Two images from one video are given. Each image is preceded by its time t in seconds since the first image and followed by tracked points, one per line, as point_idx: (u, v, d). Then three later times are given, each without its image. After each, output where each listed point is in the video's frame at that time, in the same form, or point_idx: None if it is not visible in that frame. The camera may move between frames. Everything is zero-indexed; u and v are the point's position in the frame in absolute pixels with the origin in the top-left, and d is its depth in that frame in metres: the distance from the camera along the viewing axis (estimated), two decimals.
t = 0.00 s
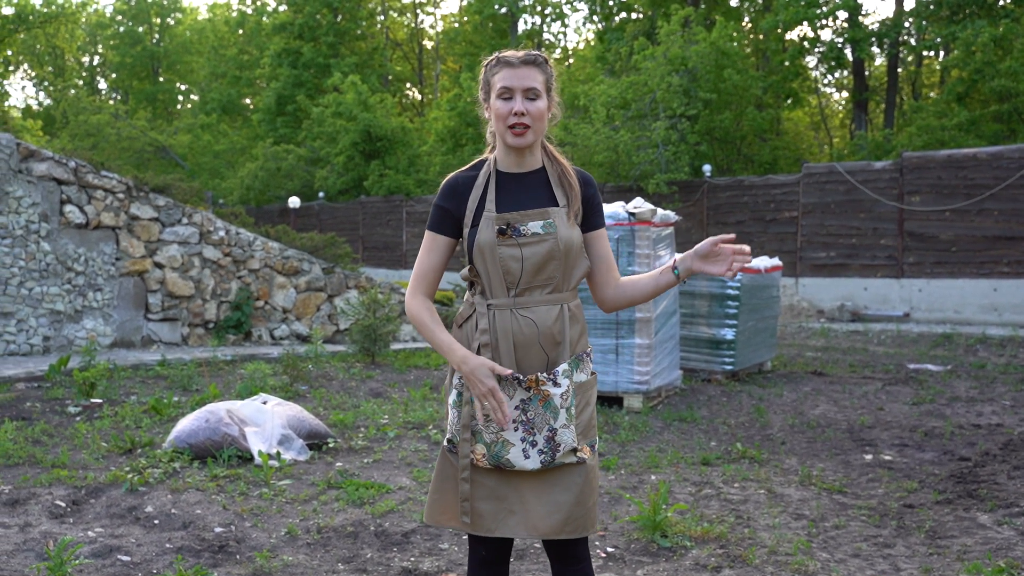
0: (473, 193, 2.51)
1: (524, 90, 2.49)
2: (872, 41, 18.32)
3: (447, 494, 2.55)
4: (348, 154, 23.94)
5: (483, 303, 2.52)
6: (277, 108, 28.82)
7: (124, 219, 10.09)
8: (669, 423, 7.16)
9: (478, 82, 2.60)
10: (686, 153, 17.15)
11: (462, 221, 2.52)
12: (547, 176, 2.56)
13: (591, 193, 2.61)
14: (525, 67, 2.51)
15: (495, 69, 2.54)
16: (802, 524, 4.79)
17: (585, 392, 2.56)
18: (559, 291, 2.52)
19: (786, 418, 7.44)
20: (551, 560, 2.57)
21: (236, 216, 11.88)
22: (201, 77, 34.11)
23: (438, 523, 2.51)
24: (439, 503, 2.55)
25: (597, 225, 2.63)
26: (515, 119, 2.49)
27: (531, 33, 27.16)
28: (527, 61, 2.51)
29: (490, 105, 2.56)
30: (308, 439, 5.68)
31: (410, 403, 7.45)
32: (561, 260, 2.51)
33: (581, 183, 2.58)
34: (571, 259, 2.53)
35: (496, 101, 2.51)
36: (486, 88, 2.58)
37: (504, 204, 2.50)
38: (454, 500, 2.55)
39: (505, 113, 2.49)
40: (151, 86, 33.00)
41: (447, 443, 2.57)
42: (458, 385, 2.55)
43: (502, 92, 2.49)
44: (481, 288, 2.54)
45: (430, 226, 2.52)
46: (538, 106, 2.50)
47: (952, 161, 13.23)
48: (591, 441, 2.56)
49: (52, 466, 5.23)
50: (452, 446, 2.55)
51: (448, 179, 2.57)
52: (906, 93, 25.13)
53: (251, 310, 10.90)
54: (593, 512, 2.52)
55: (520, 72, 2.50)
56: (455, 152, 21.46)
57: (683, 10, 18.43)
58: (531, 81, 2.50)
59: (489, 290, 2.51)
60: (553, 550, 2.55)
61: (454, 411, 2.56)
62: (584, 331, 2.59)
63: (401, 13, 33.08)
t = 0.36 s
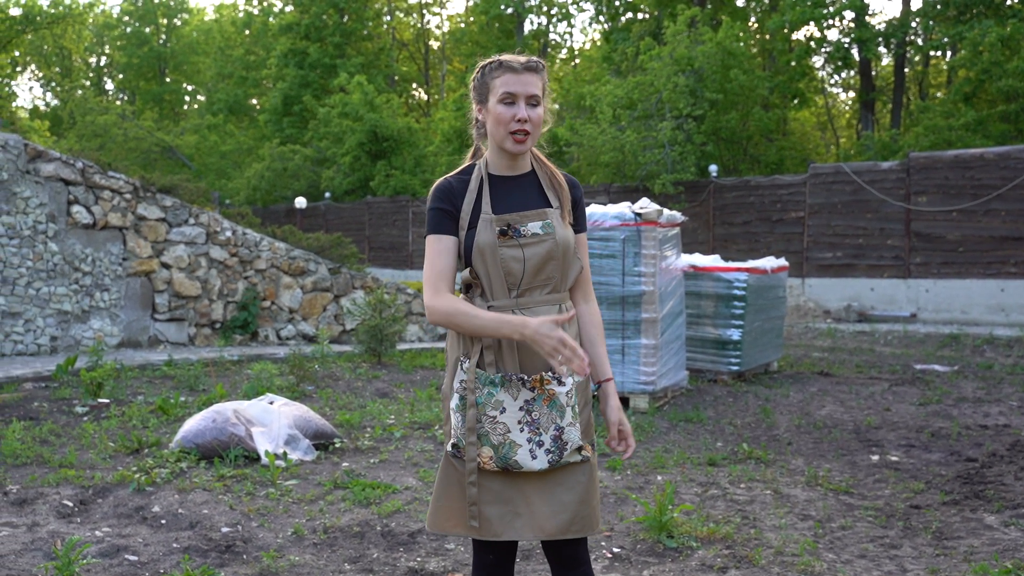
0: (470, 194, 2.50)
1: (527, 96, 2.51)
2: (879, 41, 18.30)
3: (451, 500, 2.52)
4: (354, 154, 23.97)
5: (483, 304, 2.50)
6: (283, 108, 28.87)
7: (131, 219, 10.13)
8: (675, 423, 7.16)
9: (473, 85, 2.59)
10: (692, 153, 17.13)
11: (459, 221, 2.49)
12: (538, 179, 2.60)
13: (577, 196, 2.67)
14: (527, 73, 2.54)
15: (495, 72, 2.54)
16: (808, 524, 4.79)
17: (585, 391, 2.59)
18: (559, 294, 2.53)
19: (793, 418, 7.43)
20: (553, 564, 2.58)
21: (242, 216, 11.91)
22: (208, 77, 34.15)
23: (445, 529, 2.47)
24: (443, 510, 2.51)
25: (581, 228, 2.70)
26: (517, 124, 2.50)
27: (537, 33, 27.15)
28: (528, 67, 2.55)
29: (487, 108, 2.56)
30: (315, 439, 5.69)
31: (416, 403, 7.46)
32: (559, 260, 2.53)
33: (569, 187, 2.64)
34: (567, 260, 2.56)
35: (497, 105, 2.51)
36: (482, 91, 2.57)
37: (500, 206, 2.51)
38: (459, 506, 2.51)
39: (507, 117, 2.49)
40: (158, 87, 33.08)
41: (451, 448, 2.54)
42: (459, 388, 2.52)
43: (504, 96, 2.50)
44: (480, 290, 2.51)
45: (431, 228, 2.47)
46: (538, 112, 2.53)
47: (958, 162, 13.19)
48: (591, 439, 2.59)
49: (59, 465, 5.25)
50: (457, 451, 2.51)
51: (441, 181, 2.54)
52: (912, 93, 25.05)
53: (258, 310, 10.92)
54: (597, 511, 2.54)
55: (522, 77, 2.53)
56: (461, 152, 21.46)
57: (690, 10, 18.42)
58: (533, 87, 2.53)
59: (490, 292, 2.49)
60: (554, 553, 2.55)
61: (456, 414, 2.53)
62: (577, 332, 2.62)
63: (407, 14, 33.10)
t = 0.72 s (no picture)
0: (459, 196, 2.51)
1: (518, 100, 2.51)
2: (884, 41, 18.25)
3: (446, 502, 2.53)
4: (359, 155, 24.01)
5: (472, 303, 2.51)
6: (288, 108, 28.91)
7: (136, 220, 10.15)
8: (679, 423, 7.16)
9: (464, 84, 2.58)
10: (697, 153, 17.12)
11: (448, 221, 2.49)
12: (523, 180, 2.63)
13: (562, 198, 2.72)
14: (518, 76, 2.53)
15: (487, 75, 2.53)
16: (812, 525, 4.79)
17: (574, 389, 2.60)
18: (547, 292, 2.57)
19: (797, 418, 7.43)
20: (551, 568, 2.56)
21: (247, 216, 11.93)
22: (213, 77, 34.20)
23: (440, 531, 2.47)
24: (438, 513, 2.52)
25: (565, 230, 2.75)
26: (508, 128, 2.51)
27: (542, 33, 27.13)
28: (519, 71, 2.54)
29: (476, 108, 2.55)
30: (319, 439, 5.70)
31: (420, 402, 7.48)
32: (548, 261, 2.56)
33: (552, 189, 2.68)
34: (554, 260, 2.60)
35: (487, 107, 2.51)
36: (473, 91, 2.56)
37: (489, 207, 2.52)
38: (453, 507, 2.52)
39: (499, 121, 2.50)
40: (162, 87, 33.13)
41: (443, 450, 2.54)
42: (451, 391, 2.51)
43: (496, 100, 2.50)
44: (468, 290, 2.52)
45: (418, 223, 2.46)
46: (528, 116, 2.54)
47: (963, 162, 13.17)
48: (583, 436, 2.60)
49: (64, 465, 5.27)
50: (450, 452, 2.52)
51: (427, 181, 2.55)
52: (918, 93, 25.00)
53: (263, 310, 10.94)
54: (590, 508, 2.55)
55: (514, 81, 2.52)
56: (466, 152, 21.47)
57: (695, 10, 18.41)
58: (524, 92, 2.53)
59: (479, 293, 2.50)
60: (548, 553, 2.55)
61: (448, 417, 2.52)
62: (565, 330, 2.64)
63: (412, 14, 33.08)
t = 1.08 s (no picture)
0: (459, 198, 2.51)
1: (514, 101, 2.52)
2: (889, 41, 18.24)
3: (447, 501, 2.54)
4: (363, 155, 24.04)
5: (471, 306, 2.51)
6: (293, 108, 28.93)
7: (141, 220, 10.17)
8: (683, 423, 7.16)
9: (461, 89, 2.59)
10: (701, 153, 17.11)
11: (448, 224, 2.50)
12: (525, 181, 2.62)
13: (564, 199, 2.70)
14: (515, 77, 2.53)
15: (482, 78, 2.54)
16: (815, 525, 4.78)
17: (575, 388, 2.60)
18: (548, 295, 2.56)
19: (801, 419, 7.42)
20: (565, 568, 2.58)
21: (252, 217, 11.94)
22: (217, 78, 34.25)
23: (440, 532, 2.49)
24: (439, 512, 2.54)
25: (568, 230, 2.74)
26: (505, 129, 2.51)
27: (546, 34, 27.14)
28: (515, 71, 2.54)
29: (474, 112, 2.56)
30: (323, 439, 5.71)
31: (423, 403, 7.48)
32: (547, 261, 2.56)
33: (555, 188, 2.67)
34: (555, 260, 2.59)
35: (484, 110, 2.52)
36: (470, 95, 2.57)
37: (489, 208, 2.52)
38: (454, 507, 2.53)
39: (495, 122, 2.51)
40: (167, 87, 33.17)
41: (444, 451, 2.55)
42: (450, 392, 2.51)
43: (492, 101, 2.50)
44: (468, 291, 2.52)
45: (419, 231, 2.47)
46: (526, 117, 2.54)
47: (968, 163, 13.16)
48: (586, 436, 2.60)
49: (69, 465, 5.28)
50: (450, 453, 2.53)
51: (430, 185, 2.55)
52: (923, 93, 24.97)
53: (267, 310, 10.95)
54: (595, 507, 2.55)
55: (509, 82, 2.52)
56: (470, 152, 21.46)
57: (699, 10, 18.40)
58: (520, 92, 2.53)
59: (478, 293, 2.50)
60: (564, 552, 2.56)
61: (448, 418, 2.52)
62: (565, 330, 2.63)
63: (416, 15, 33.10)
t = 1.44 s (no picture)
0: (480, 200, 2.53)
1: (531, 98, 2.49)
2: (892, 41, 18.22)
3: (459, 497, 2.56)
4: (366, 155, 24.00)
5: (489, 306, 2.53)
6: (296, 108, 28.91)
7: (144, 220, 10.18)
8: (687, 423, 7.16)
9: (484, 90, 2.61)
10: (704, 154, 17.10)
11: (468, 226, 2.55)
12: (552, 180, 2.57)
13: (597, 198, 2.58)
14: (533, 74, 2.52)
15: (502, 76, 2.54)
16: (819, 525, 4.78)
17: (597, 393, 2.54)
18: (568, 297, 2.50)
19: (804, 419, 7.42)
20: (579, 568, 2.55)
21: (254, 217, 11.95)
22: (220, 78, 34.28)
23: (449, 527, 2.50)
24: (450, 507, 2.55)
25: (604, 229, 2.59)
26: (523, 127, 2.49)
27: (549, 34, 27.13)
28: (534, 69, 2.53)
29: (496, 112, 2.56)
30: (327, 439, 5.72)
31: (427, 403, 7.49)
32: (566, 264, 2.50)
33: (585, 188, 2.57)
34: (577, 263, 2.52)
35: (504, 108, 2.51)
36: (492, 95, 2.58)
37: (510, 209, 2.52)
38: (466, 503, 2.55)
39: (513, 120, 2.50)
40: (169, 87, 33.22)
41: (459, 447, 2.57)
42: (468, 389, 2.54)
43: (509, 100, 2.50)
44: (487, 292, 2.54)
45: (438, 233, 2.55)
46: (545, 114, 2.51)
47: (971, 162, 13.13)
48: (606, 441, 2.55)
49: (73, 465, 5.29)
50: (464, 450, 2.54)
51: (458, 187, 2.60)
52: (926, 93, 24.94)
53: (270, 310, 10.95)
54: (610, 512, 2.51)
55: (527, 79, 2.51)
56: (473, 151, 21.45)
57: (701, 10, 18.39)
58: (539, 89, 2.51)
59: (496, 294, 2.52)
60: (576, 551, 2.54)
61: (464, 414, 2.55)
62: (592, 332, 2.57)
63: (419, 15, 33.08)
